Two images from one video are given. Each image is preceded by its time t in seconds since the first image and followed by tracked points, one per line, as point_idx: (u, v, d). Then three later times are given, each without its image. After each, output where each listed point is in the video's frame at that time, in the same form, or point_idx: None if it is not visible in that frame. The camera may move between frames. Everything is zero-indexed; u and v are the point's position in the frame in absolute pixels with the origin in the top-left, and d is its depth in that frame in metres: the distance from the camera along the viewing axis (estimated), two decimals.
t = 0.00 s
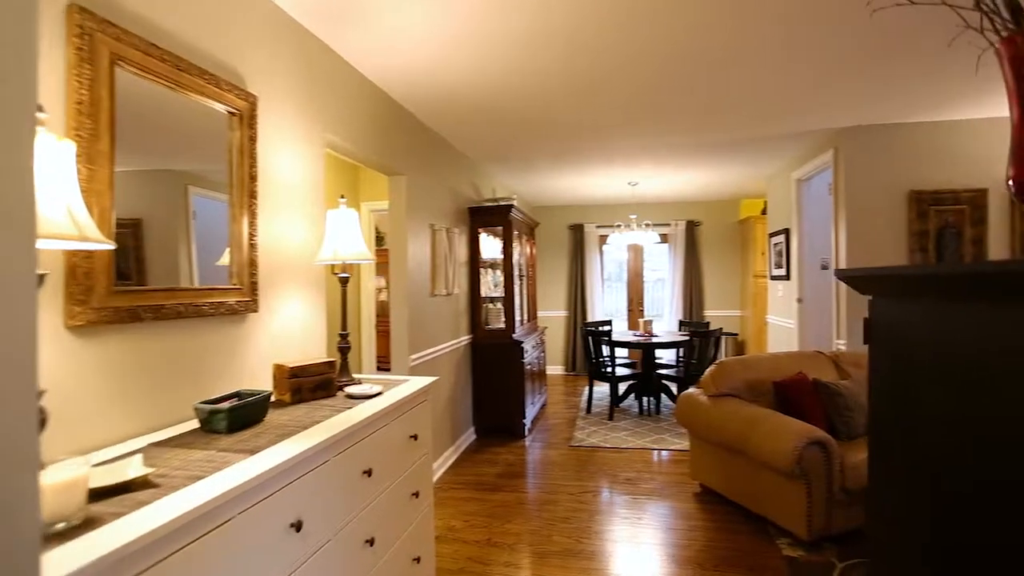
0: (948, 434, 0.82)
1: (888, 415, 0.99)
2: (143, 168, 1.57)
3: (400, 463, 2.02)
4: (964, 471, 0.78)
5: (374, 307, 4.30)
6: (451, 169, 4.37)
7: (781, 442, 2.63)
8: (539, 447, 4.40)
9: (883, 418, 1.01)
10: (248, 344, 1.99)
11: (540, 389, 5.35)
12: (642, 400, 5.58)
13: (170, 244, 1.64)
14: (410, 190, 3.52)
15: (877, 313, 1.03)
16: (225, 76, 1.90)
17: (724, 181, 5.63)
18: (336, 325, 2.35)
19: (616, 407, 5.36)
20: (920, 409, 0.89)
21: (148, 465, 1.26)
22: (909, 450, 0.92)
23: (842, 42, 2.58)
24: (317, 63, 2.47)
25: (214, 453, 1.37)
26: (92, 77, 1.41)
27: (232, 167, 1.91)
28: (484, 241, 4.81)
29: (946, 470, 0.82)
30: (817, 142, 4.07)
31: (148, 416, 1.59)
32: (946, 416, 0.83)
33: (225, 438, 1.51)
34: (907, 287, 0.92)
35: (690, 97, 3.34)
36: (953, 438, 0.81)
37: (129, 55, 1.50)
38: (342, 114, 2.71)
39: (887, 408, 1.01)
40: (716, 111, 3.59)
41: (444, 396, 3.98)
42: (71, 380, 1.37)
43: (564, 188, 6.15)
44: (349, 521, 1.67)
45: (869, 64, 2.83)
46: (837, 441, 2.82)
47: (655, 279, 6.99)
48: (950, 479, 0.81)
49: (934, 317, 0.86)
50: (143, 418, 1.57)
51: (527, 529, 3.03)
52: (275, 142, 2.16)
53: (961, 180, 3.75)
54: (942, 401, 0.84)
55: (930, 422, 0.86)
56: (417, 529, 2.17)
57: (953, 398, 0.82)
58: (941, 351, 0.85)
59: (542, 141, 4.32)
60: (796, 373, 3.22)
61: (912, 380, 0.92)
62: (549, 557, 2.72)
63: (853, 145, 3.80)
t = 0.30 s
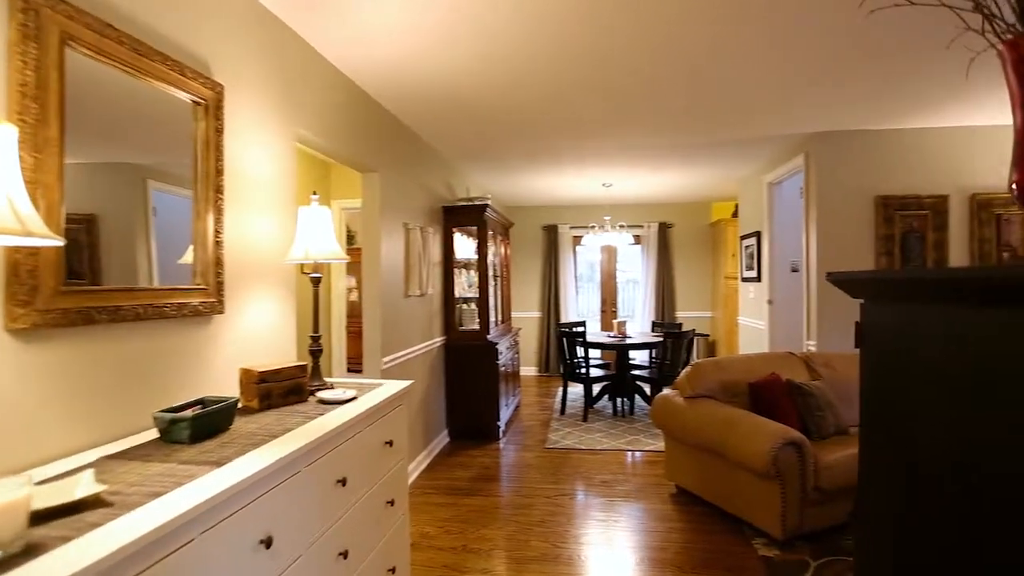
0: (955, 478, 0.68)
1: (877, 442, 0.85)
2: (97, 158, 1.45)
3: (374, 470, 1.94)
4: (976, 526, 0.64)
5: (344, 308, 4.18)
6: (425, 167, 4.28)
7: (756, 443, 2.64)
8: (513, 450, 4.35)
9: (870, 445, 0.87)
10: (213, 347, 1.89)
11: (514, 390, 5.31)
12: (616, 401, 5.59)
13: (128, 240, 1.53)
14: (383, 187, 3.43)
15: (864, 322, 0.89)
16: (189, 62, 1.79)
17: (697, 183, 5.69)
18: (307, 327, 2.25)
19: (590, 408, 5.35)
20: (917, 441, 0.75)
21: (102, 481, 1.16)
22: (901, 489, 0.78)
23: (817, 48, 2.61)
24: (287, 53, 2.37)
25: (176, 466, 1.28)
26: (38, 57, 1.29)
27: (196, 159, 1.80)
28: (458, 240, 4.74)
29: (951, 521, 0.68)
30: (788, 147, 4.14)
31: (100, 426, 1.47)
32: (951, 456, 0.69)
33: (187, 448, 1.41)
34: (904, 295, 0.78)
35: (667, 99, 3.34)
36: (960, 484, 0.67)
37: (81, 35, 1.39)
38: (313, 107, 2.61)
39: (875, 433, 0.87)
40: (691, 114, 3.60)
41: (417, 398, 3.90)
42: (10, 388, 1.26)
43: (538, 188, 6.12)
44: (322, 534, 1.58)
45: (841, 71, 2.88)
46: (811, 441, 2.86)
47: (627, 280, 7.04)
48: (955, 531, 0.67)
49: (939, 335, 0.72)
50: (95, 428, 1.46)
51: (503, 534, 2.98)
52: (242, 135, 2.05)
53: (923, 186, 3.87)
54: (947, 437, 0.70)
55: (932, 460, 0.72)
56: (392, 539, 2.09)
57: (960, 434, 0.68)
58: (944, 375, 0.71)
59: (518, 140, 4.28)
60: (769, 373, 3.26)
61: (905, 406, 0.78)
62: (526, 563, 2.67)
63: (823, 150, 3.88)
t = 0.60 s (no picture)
0: (962, 498, 0.62)
1: (870, 449, 0.79)
2: (51, 148, 1.34)
3: (351, 478, 1.87)
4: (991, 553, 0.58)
5: (316, 308, 4.06)
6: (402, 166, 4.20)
7: (735, 445, 2.65)
8: (489, 453, 4.30)
9: (862, 451, 0.81)
10: (179, 350, 1.79)
11: (490, 391, 5.26)
12: (592, 402, 5.59)
13: (86, 237, 1.43)
14: (359, 185, 3.33)
15: (859, 321, 0.81)
16: (155, 48, 1.69)
17: (673, 185, 5.73)
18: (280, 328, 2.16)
19: (567, 410, 5.34)
20: (919, 455, 0.69)
21: (55, 498, 1.07)
22: (900, 506, 0.71)
23: (796, 53, 2.64)
24: (259, 42, 2.27)
25: (138, 479, 1.19)
26: None
27: (162, 152, 1.70)
28: (435, 240, 4.67)
29: (957, 542, 0.62)
30: (763, 151, 4.20)
31: (54, 436, 1.37)
32: (957, 474, 0.63)
33: (151, 460, 1.32)
34: (908, 295, 0.71)
35: (647, 100, 3.34)
36: (969, 506, 0.61)
37: (34, 13, 1.28)
38: (287, 100, 2.51)
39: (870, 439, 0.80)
40: (670, 116, 3.61)
41: (393, 401, 3.81)
42: None
43: (515, 188, 6.09)
44: (297, 547, 1.51)
45: (818, 76, 2.92)
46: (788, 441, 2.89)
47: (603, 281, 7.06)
48: (961, 554, 0.61)
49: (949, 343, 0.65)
50: (48, 438, 1.35)
51: (480, 540, 2.93)
52: (214, 127, 1.96)
53: (892, 192, 3.97)
54: (955, 454, 0.63)
55: (936, 476, 0.66)
56: (369, 549, 2.01)
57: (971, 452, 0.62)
58: (954, 386, 0.64)
59: (497, 139, 4.23)
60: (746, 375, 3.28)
61: (905, 416, 0.71)
62: (505, 569, 2.63)
63: (797, 155, 3.95)
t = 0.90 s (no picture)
0: (945, 501, 0.61)
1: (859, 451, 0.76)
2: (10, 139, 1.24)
3: (331, 486, 1.80)
4: (975, 559, 0.57)
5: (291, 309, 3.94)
6: (381, 163, 4.12)
7: (718, 447, 2.66)
8: (468, 455, 4.24)
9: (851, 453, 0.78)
10: (148, 353, 1.69)
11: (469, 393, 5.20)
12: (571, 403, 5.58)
13: (47, 234, 1.33)
14: (338, 183, 3.25)
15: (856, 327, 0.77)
16: (124, 33, 1.59)
17: (652, 188, 5.77)
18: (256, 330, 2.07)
19: (547, 411, 5.32)
20: (903, 458, 0.67)
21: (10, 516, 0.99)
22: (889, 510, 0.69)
23: (778, 56, 2.66)
24: (235, 32, 2.18)
25: (104, 493, 1.11)
26: None
27: (131, 144, 1.61)
28: (414, 240, 4.59)
29: (942, 547, 0.61)
30: (742, 154, 4.24)
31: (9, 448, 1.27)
32: (940, 477, 0.62)
33: (117, 471, 1.24)
34: (894, 300, 0.70)
35: (630, 101, 3.34)
36: (953, 509, 0.60)
37: None
38: (264, 93, 2.42)
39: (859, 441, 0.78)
40: (652, 118, 3.62)
41: (372, 403, 3.73)
42: None
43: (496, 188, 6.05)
44: (275, 560, 1.44)
45: (798, 81, 2.95)
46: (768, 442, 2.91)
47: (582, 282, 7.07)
48: (946, 560, 0.60)
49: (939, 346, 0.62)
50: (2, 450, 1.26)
51: (461, 546, 2.87)
52: (189, 121, 1.88)
53: (867, 196, 4.06)
54: (939, 458, 0.62)
55: (920, 480, 0.65)
56: (349, 559, 1.94)
57: (956, 456, 0.60)
58: (939, 390, 0.63)
59: (479, 138, 4.19)
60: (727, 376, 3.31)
61: (889, 419, 0.70)
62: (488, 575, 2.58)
63: (775, 159, 4.00)
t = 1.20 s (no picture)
0: (933, 502, 0.58)
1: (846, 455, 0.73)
2: None
3: (313, 493, 1.73)
4: (964, 561, 0.54)
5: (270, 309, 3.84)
6: (363, 162, 4.04)
7: (704, 448, 2.66)
8: (451, 458, 4.19)
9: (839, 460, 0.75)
10: (121, 356, 1.61)
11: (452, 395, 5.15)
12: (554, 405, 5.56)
13: (12, 231, 1.25)
14: (320, 181, 3.17)
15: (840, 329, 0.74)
16: (97, 20, 1.52)
17: (635, 189, 5.79)
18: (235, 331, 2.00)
19: (530, 413, 5.29)
20: (888, 458, 0.65)
21: None
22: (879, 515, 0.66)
23: (764, 58, 2.67)
24: (214, 22, 2.10)
25: (74, 506, 1.04)
26: None
27: (102, 136, 1.53)
28: (396, 240, 4.52)
29: (929, 549, 0.58)
30: (725, 157, 4.28)
31: None
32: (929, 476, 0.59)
33: (87, 482, 1.17)
34: (879, 297, 0.67)
35: (616, 102, 3.33)
36: (942, 509, 0.57)
37: None
38: (243, 86, 2.34)
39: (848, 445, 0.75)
40: (637, 119, 3.62)
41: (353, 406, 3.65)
42: None
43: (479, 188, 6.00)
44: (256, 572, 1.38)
45: (782, 84, 2.97)
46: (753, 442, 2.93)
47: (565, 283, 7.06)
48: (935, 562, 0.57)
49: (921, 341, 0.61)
50: None
51: (446, 550, 2.82)
52: (163, 114, 1.80)
53: (846, 200, 4.12)
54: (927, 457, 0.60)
55: (906, 480, 0.62)
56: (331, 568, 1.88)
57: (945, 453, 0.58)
58: (923, 389, 0.60)
59: (463, 137, 4.15)
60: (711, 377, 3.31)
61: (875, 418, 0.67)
62: None
63: (758, 162, 4.04)
